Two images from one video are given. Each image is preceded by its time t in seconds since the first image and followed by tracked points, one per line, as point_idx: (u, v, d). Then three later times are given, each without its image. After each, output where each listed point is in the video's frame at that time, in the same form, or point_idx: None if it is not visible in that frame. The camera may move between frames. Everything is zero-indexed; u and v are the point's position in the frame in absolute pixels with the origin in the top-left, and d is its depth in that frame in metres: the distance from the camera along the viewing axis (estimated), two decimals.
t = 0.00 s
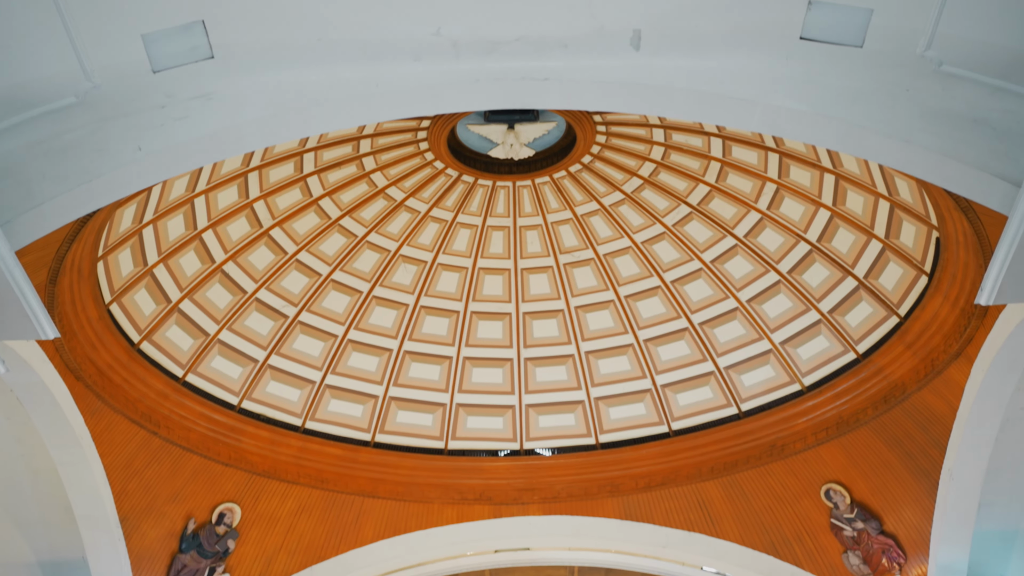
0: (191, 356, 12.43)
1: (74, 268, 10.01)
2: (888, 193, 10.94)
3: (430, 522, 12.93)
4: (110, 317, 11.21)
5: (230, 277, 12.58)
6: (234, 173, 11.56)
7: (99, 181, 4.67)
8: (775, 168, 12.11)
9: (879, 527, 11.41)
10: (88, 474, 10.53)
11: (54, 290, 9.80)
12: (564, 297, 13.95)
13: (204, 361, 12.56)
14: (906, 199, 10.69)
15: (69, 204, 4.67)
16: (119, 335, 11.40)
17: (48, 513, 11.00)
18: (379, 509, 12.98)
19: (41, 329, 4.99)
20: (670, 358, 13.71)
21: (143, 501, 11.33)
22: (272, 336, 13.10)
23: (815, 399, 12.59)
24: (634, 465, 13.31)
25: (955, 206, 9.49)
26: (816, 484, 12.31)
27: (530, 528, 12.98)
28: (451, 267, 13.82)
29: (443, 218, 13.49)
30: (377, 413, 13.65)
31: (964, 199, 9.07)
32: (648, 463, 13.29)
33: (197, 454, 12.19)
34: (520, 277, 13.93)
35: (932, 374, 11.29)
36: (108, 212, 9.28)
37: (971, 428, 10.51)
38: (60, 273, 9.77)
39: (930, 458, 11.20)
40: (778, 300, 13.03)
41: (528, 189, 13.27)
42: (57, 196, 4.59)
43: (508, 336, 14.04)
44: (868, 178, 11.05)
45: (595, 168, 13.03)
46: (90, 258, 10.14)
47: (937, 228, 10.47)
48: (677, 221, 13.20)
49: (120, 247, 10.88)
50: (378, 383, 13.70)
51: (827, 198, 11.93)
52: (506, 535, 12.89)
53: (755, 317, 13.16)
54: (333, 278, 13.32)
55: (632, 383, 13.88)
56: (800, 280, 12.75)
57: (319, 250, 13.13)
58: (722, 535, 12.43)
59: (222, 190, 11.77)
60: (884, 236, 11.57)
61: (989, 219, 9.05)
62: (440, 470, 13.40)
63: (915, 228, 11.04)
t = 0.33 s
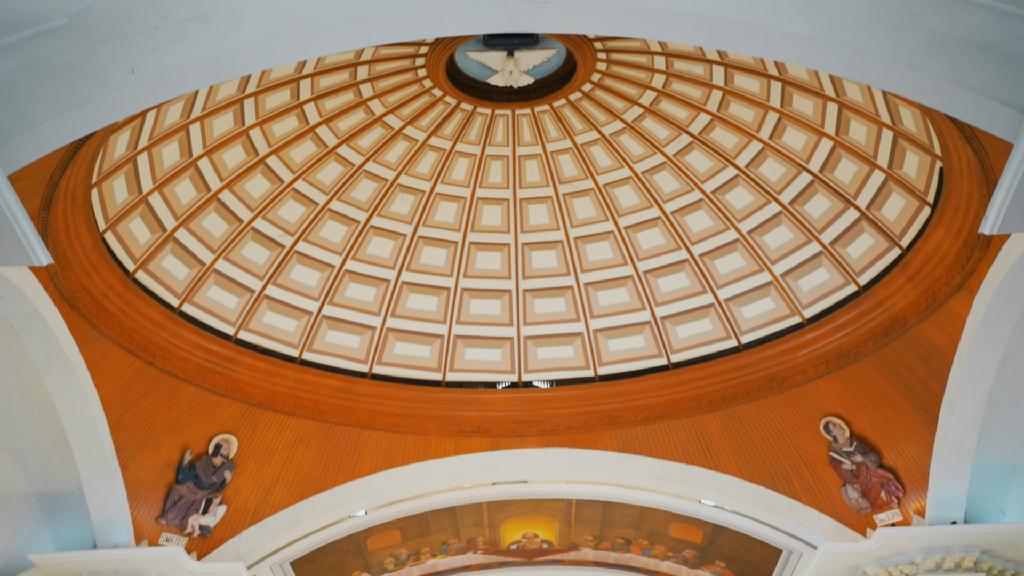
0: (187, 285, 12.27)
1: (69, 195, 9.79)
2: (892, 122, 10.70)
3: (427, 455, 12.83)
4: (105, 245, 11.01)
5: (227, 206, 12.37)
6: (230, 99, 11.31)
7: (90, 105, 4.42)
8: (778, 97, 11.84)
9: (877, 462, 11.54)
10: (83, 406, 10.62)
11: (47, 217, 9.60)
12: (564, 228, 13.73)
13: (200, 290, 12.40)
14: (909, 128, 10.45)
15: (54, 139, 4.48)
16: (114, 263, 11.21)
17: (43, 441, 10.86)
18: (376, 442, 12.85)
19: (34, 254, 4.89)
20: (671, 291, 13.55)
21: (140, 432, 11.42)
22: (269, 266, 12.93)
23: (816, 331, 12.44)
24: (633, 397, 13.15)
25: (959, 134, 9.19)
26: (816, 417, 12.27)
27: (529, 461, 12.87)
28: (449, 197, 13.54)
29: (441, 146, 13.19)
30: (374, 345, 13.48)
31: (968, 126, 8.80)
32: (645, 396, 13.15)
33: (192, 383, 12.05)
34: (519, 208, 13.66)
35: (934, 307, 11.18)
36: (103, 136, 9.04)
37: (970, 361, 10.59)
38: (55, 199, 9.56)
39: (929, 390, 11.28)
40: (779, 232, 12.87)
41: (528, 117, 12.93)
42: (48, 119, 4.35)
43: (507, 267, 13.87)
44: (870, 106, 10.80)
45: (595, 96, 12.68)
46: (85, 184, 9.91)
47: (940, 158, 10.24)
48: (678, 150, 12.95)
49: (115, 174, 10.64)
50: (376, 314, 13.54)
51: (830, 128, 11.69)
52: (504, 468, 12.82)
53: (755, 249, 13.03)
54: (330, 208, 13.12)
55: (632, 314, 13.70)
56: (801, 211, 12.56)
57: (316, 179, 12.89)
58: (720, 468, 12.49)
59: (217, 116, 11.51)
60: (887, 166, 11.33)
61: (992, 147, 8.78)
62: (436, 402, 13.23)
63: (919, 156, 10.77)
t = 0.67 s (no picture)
0: (182, 216, 12.00)
1: (61, 122, 9.56)
2: (896, 52, 10.40)
3: (424, 389, 12.64)
4: (98, 174, 10.81)
5: (221, 135, 11.90)
6: (224, 26, 10.89)
7: (84, 25, 4.59)
8: (780, 26, 11.33)
9: (877, 398, 11.61)
10: (76, 337, 10.72)
11: (39, 144, 9.40)
12: (562, 158, 13.01)
13: (195, 221, 12.11)
14: (914, 58, 10.19)
15: (61, 55, 4.59)
16: (107, 193, 11.01)
17: (39, 374, 11.07)
18: (372, 374, 12.61)
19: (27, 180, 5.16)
20: (670, 224, 13.06)
21: (134, 364, 11.46)
22: (264, 196, 12.51)
23: (816, 266, 12.11)
24: (631, 331, 12.77)
25: (965, 65, 9.07)
26: (816, 351, 12.12)
27: (526, 395, 12.71)
28: (447, 127, 12.82)
29: (440, 76, 12.45)
30: (370, 278, 13.10)
31: (971, 54, 8.63)
32: (645, 329, 12.76)
33: (187, 316, 11.88)
34: (517, 138, 12.93)
35: (936, 241, 11.08)
36: (96, 63, 8.83)
37: (971, 295, 10.62)
38: (46, 126, 9.34)
39: (930, 325, 11.30)
40: (781, 163, 12.41)
41: (527, 45, 12.20)
42: (42, 39, 4.48)
43: (504, 199, 13.23)
44: (874, 35, 10.48)
45: (595, 25, 11.97)
46: (77, 111, 9.67)
47: (945, 88, 10.06)
48: (679, 81, 12.29)
49: (108, 102, 10.40)
50: (372, 246, 13.10)
51: (833, 58, 11.23)
52: (502, 403, 12.66)
53: (756, 182, 12.57)
54: (325, 137, 12.52)
55: (632, 248, 13.23)
56: (804, 143, 12.13)
57: (312, 108, 12.29)
58: (719, 405, 12.37)
59: (212, 43, 11.05)
60: (890, 97, 11.02)
61: (1000, 76, 8.69)
62: (433, 335, 12.81)
63: (923, 87, 10.54)
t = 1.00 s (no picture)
0: (175, 147, 11.60)
1: (52, 51, 9.31)
2: None
3: (420, 325, 12.44)
4: (89, 104, 10.50)
5: (216, 66, 11.42)
6: None
7: None
8: None
9: (877, 335, 11.53)
10: (68, 271, 10.60)
11: (30, 74, 9.18)
12: (560, 91, 12.40)
13: (188, 153, 11.71)
14: None
15: None
16: (99, 123, 10.70)
17: (32, 310, 10.96)
18: (367, 311, 12.38)
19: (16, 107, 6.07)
20: (671, 158, 12.53)
21: (127, 299, 11.31)
22: (259, 128, 12.00)
23: (817, 201, 11.83)
24: (628, 268, 12.44)
25: None
26: (816, 288, 11.93)
27: (523, 332, 12.52)
28: (445, 59, 12.20)
29: (437, 6, 11.89)
30: (367, 212, 12.61)
31: None
32: (642, 266, 12.43)
33: (181, 249, 11.64)
34: (515, 70, 12.31)
35: (939, 176, 10.89)
36: None
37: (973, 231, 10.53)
38: (37, 54, 9.10)
39: (932, 263, 11.18)
40: (783, 97, 11.95)
41: None
42: None
43: (502, 132, 12.59)
44: None
45: None
46: (68, 40, 9.40)
47: (951, 20, 9.79)
48: (680, 12, 11.75)
49: (99, 30, 10.07)
50: (369, 180, 12.55)
51: None
52: (499, 340, 12.49)
53: (758, 116, 12.10)
54: (321, 69, 11.94)
55: (632, 183, 12.71)
56: (806, 77, 11.70)
57: (307, 39, 11.73)
58: (718, 342, 12.22)
59: None
60: (894, 29, 10.72)
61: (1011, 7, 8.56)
62: (429, 271, 12.48)
63: (928, 19, 10.27)
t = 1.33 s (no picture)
0: (167, 83, 11.25)
1: None
2: None
3: (417, 265, 12.24)
4: (79, 38, 10.20)
5: None
6: None
7: None
8: None
9: (879, 275, 11.39)
10: (59, 208, 10.40)
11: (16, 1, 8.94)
12: (559, 27, 11.90)
13: (181, 89, 11.36)
14: None
15: None
16: (90, 58, 10.40)
17: (24, 248, 10.78)
18: (363, 250, 12.18)
19: None
20: (670, 95, 12.13)
21: (120, 237, 11.14)
22: (253, 64, 11.62)
23: (820, 139, 11.53)
24: (629, 207, 12.17)
25: None
26: (817, 229, 11.74)
27: (521, 272, 12.34)
28: None
29: None
30: (363, 150, 12.28)
31: None
32: (645, 205, 12.17)
33: (174, 187, 11.39)
34: (514, 5, 11.76)
35: (943, 114, 10.66)
36: None
37: (978, 169, 10.36)
38: None
39: (935, 202, 11.01)
40: (786, 33, 11.47)
41: None
42: None
43: (501, 69, 12.16)
44: None
45: None
46: None
47: None
48: None
49: None
50: (364, 117, 12.20)
51: None
52: (497, 280, 12.31)
53: (760, 52, 11.64)
54: (316, 3, 11.46)
55: (631, 121, 12.33)
56: (810, 12, 11.21)
57: None
58: (717, 283, 12.06)
59: None
60: None
61: None
62: (426, 210, 12.20)
63: None
